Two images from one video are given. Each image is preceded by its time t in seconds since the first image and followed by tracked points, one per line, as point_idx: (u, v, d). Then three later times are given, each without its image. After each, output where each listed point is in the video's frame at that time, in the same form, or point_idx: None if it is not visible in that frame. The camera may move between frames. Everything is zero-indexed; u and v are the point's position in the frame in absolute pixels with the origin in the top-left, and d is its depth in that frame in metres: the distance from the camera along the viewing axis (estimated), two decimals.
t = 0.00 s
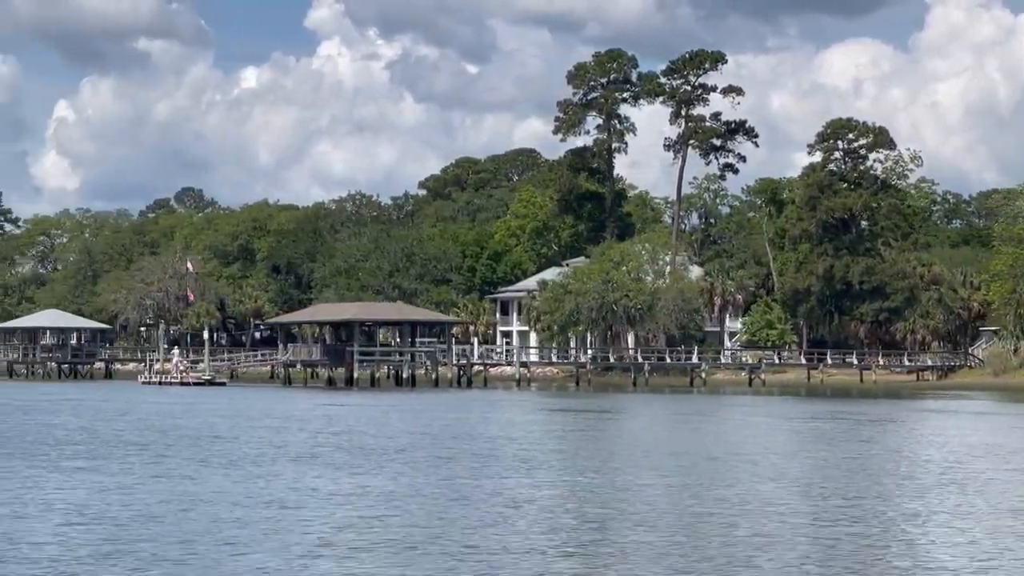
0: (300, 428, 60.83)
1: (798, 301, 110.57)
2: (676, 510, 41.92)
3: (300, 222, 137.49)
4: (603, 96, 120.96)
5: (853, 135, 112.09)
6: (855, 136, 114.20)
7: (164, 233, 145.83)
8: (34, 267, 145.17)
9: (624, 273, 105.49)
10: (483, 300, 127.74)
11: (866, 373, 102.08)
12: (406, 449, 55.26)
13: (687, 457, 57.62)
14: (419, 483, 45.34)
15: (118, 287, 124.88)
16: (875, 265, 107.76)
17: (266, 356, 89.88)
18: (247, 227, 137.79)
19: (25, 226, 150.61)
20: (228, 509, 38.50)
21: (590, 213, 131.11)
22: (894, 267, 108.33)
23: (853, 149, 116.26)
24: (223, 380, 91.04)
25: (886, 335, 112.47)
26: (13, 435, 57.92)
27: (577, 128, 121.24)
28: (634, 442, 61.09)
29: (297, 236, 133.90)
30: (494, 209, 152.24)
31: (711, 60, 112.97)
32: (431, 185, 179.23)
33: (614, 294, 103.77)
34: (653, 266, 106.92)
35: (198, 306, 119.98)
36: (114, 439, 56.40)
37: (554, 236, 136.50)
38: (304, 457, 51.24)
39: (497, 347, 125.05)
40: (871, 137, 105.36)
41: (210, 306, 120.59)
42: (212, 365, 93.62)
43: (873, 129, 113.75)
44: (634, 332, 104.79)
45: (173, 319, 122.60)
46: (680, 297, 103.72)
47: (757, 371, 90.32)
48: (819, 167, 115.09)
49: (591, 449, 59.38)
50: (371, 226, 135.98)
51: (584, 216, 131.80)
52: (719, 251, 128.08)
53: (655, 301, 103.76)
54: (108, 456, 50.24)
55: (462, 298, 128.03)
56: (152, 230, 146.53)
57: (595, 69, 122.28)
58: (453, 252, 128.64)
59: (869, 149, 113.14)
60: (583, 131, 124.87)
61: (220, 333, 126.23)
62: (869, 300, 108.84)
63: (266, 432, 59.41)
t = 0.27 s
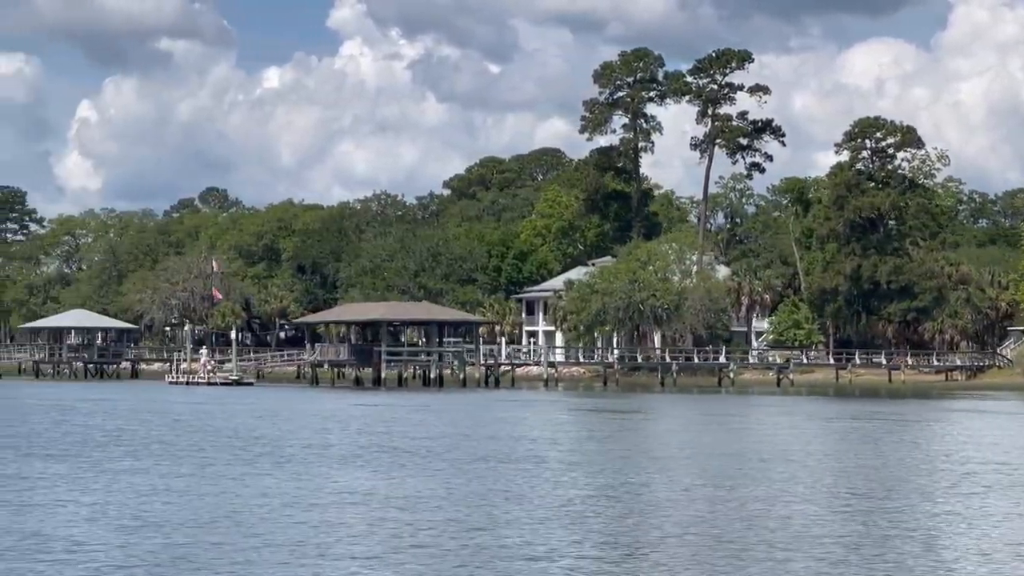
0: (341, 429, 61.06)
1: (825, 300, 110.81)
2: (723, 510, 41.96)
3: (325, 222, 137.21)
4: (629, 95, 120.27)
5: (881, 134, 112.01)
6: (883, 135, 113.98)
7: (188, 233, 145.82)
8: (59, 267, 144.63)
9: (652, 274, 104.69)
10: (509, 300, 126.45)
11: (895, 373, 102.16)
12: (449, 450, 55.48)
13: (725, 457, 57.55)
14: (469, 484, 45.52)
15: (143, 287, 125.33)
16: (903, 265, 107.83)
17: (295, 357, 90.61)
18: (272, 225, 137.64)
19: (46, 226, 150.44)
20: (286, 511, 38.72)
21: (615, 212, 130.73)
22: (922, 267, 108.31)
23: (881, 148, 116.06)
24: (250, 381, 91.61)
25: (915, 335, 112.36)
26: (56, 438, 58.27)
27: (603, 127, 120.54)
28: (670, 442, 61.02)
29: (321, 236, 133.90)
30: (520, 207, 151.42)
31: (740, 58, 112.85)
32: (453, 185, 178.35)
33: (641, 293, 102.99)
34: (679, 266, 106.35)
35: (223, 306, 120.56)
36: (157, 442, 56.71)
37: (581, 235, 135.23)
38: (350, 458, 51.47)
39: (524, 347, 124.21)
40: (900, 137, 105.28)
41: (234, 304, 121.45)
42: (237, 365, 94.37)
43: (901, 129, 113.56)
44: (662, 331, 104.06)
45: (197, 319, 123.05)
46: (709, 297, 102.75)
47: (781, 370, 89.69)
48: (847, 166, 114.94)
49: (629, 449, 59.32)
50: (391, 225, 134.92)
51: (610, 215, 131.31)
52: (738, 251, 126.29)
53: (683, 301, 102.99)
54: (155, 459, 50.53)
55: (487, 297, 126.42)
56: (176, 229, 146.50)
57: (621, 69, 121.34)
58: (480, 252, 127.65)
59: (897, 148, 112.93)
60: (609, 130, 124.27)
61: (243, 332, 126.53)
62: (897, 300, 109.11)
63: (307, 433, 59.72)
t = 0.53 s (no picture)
0: (336, 452, 53.89)
1: (896, 300, 101.98)
2: (799, 545, 34.79)
3: (321, 212, 127.98)
4: (672, 67, 107.73)
5: (960, 109, 102.28)
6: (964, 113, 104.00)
7: (164, 225, 136.34)
8: (16, 264, 135.97)
9: (695, 272, 93.43)
10: (531, 302, 114.20)
11: (978, 387, 91.60)
12: (462, 476, 48.51)
13: (779, 472, 49.82)
14: (487, 519, 38.62)
15: (110, 286, 116.64)
16: (985, 261, 98.90)
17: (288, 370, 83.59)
18: (260, 218, 128.66)
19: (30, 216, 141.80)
20: (268, 571, 31.70)
21: (656, 201, 118.54)
22: (1008, 264, 98.61)
23: (961, 127, 106.25)
24: (235, 395, 83.28)
25: (1000, 338, 102.87)
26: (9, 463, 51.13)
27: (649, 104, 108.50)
28: (717, 459, 53.27)
29: (315, 228, 125.13)
30: (546, 197, 139.02)
31: (795, 24, 104.42)
32: (468, 169, 166.38)
33: (685, 295, 91.50)
34: (728, 263, 94.57)
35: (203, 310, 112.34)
36: (125, 470, 49.59)
37: (614, 227, 122.43)
38: (347, 491, 44.54)
39: (549, 354, 112.50)
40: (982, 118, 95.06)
41: (216, 307, 113.15)
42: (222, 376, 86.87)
43: (983, 105, 103.32)
44: (708, 337, 93.15)
45: (174, 323, 115.16)
46: (761, 299, 91.64)
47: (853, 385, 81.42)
48: (920, 148, 105.36)
49: (669, 468, 51.63)
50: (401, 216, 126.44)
51: (648, 204, 119.22)
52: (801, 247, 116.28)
53: (732, 302, 91.78)
54: (119, 495, 43.54)
55: (506, 298, 114.43)
56: (150, 221, 137.20)
57: (661, 35, 108.58)
58: (498, 246, 115.56)
59: (979, 126, 103.36)
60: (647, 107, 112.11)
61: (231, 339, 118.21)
62: (978, 300, 100.43)
63: (298, 458, 52.67)
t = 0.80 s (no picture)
0: (334, 489, 44.74)
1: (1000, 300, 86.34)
2: None
3: (302, 197, 117.03)
4: (727, 20, 95.41)
5: None
6: None
7: (112, 213, 123.91)
8: None
9: (759, 268, 82.60)
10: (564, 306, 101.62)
11: None
12: (492, 535, 39.69)
13: (897, 528, 41.19)
14: None
15: (48, 288, 105.48)
16: None
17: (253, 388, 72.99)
18: (227, 203, 117.58)
19: (7, 193, 131.17)
20: None
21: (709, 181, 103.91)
22: None
23: None
24: (199, 418, 71.34)
25: None
26: None
27: (696, 63, 96.52)
28: (806, 502, 44.28)
29: (295, 215, 114.47)
30: (577, 174, 127.28)
31: None
32: (480, 144, 153.96)
33: (747, 298, 80.93)
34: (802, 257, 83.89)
35: (160, 313, 100.03)
36: (77, 525, 40.18)
37: (659, 213, 110.73)
38: (359, 564, 35.56)
39: (579, 364, 100.09)
40: None
41: (174, 312, 100.55)
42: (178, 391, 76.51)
43: None
44: (774, 346, 83.03)
45: (122, 328, 104.71)
46: (838, 304, 81.31)
47: (944, 407, 73.74)
48: None
49: (751, 517, 42.67)
50: (399, 200, 115.72)
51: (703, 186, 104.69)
52: (890, 237, 107.46)
53: (804, 305, 81.42)
54: None
55: (532, 298, 104.00)
56: (96, 205, 125.01)
57: None
58: (517, 239, 105.63)
59: None
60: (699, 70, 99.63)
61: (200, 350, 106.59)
62: None
63: (290, 500, 43.55)
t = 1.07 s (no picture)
0: (369, 488, 44.62)
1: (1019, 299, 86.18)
2: None
3: (317, 196, 117.16)
4: (747, 19, 95.03)
5: None
6: None
7: (128, 212, 124.00)
8: None
9: (777, 268, 82.75)
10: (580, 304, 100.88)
11: None
12: (532, 534, 39.33)
13: (943, 529, 40.84)
14: None
15: (63, 287, 105.42)
16: None
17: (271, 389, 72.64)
18: (244, 203, 117.49)
19: (20, 193, 131.15)
20: None
21: (728, 180, 103.89)
22: None
23: None
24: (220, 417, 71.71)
25: None
26: None
27: (713, 62, 96.56)
28: (848, 503, 43.95)
29: (310, 216, 114.52)
30: (593, 174, 127.04)
31: None
32: (495, 144, 154.45)
33: (766, 298, 80.59)
34: (819, 257, 83.96)
35: (176, 314, 99.37)
36: (114, 522, 39.92)
37: (675, 212, 112.52)
38: (401, 562, 35.44)
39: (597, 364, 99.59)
40: None
41: (190, 312, 99.90)
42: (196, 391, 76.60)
43: None
44: (792, 346, 82.94)
45: (138, 327, 104.53)
46: (857, 304, 81.57)
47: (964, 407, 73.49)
48: None
49: (794, 518, 42.31)
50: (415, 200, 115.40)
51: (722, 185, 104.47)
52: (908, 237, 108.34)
53: (823, 305, 81.36)
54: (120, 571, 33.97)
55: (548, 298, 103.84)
56: (111, 205, 125.11)
57: None
58: (534, 239, 104.55)
59: None
60: (716, 70, 99.94)
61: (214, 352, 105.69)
62: None
63: (325, 500, 43.25)
